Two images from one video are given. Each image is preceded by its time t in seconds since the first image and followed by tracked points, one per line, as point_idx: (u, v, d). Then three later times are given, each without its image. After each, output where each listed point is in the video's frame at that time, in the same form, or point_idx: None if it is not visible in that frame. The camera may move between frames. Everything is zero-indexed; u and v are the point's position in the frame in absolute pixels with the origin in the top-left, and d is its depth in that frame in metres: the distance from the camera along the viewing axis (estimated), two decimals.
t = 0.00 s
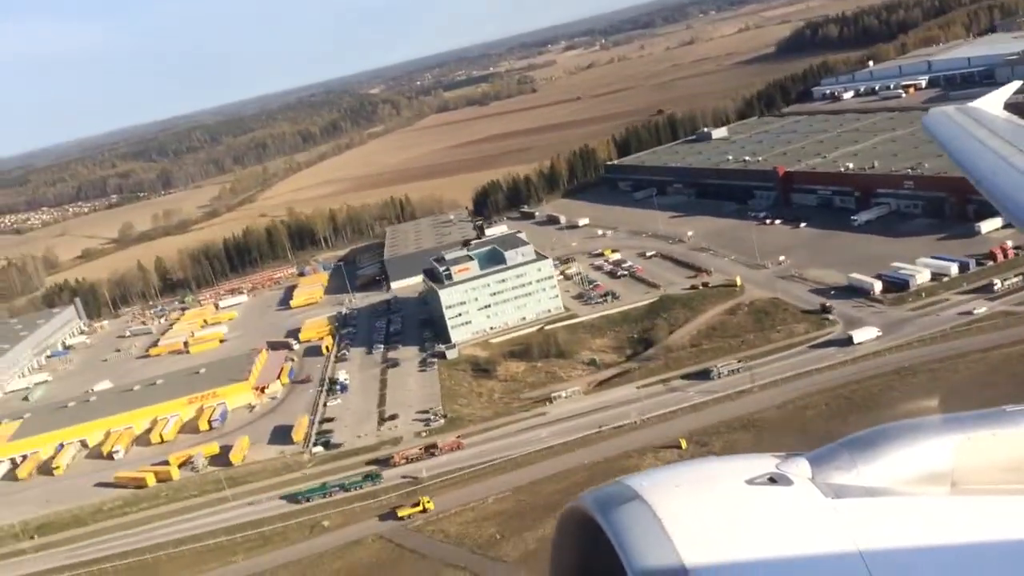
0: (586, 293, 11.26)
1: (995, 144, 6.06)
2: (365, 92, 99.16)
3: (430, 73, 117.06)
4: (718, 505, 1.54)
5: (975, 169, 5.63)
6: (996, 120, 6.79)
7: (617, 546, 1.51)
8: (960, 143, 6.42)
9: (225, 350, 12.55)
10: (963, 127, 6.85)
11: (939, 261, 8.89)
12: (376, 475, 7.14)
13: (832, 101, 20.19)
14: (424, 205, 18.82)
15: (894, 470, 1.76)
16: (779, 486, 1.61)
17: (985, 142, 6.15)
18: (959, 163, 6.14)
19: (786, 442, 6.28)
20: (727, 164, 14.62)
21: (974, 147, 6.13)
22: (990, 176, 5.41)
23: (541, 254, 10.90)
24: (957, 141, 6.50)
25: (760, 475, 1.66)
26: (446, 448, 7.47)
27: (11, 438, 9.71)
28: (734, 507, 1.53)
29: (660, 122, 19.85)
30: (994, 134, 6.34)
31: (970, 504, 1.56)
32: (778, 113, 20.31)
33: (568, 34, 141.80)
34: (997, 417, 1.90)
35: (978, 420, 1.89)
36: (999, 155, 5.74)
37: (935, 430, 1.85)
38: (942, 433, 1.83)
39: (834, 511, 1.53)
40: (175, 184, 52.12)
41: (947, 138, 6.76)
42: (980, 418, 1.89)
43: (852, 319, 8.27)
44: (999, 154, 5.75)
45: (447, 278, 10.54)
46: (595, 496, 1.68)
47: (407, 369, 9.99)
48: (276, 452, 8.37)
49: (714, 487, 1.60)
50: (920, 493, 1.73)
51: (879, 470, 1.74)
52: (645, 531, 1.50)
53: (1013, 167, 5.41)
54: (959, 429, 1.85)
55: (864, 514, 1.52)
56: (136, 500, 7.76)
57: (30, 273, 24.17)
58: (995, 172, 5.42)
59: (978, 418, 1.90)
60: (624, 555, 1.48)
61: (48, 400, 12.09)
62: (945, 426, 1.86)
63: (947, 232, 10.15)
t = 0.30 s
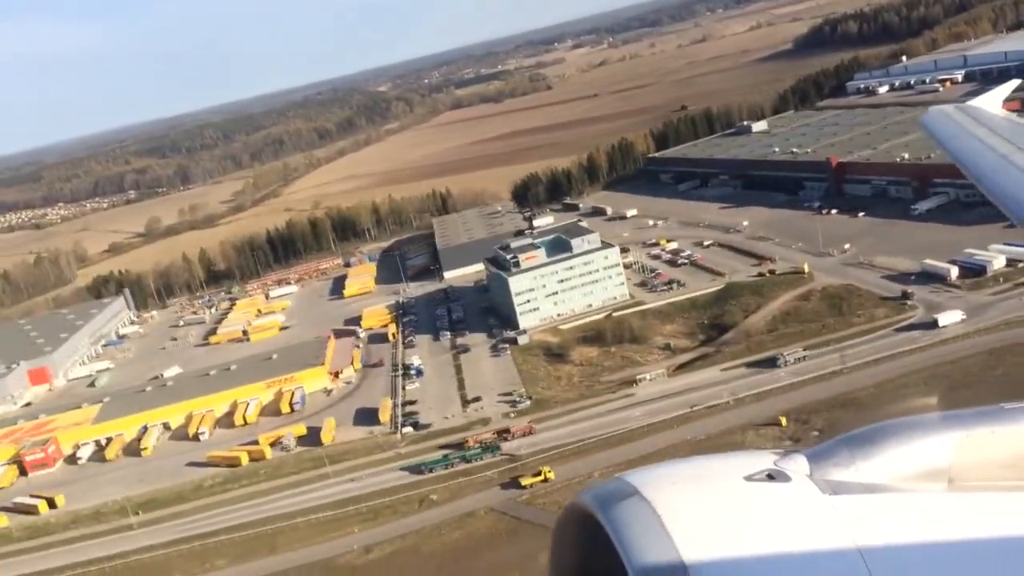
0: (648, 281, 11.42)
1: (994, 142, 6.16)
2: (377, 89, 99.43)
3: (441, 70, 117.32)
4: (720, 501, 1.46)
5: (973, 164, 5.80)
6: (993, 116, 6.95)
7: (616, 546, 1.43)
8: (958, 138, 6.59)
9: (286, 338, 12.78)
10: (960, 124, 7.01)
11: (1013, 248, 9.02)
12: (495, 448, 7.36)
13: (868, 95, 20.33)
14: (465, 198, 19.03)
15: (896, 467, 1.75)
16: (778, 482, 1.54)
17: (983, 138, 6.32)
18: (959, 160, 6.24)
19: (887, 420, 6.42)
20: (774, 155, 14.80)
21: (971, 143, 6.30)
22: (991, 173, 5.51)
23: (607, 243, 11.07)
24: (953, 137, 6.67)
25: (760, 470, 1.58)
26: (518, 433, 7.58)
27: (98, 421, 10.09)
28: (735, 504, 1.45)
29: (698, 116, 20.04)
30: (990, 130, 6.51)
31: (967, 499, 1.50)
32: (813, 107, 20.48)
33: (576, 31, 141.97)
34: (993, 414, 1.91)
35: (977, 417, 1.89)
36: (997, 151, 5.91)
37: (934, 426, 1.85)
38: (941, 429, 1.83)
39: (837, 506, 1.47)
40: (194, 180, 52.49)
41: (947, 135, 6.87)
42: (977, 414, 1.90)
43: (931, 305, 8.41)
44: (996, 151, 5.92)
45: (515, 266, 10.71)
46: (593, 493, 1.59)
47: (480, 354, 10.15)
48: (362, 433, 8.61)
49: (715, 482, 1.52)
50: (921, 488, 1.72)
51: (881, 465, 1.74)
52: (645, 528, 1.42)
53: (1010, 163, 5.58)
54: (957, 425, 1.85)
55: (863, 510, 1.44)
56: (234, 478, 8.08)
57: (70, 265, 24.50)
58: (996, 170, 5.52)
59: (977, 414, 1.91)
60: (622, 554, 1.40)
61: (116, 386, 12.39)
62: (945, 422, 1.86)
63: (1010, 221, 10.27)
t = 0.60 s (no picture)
0: (709, 269, 11.57)
1: (994, 140, 6.33)
2: (390, 86, 99.52)
3: (451, 68, 117.38)
4: (719, 502, 1.67)
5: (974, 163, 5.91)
6: (992, 117, 7.07)
7: (617, 541, 1.64)
8: (957, 139, 6.71)
9: (346, 327, 12.98)
10: (959, 124, 7.13)
11: None
12: (608, 425, 7.51)
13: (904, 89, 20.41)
14: (505, 191, 19.21)
15: (896, 466, 1.93)
16: (778, 481, 1.76)
17: (983, 138, 6.43)
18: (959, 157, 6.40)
19: (982, 399, 6.56)
20: (821, 146, 14.93)
21: (971, 142, 6.41)
22: (992, 171, 5.64)
23: (670, 231, 11.18)
24: (954, 137, 6.78)
25: (760, 472, 1.80)
26: (588, 418, 7.88)
27: (174, 406, 10.23)
28: (736, 504, 1.66)
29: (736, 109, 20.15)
30: (990, 130, 6.64)
31: (971, 500, 1.70)
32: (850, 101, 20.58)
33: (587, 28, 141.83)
34: (995, 413, 2.07)
35: (978, 416, 2.06)
36: (996, 150, 6.04)
37: (938, 428, 2.02)
38: (942, 431, 2.00)
39: (833, 507, 1.67)
40: (213, 176, 52.67)
41: (949, 131, 7.04)
42: (983, 415, 2.06)
43: (1007, 290, 8.53)
44: (995, 150, 6.04)
45: (580, 254, 10.87)
46: (597, 493, 1.81)
47: (550, 341, 10.33)
48: (446, 416, 8.81)
49: (713, 484, 1.74)
50: (922, 486, 1.89)
51: (881, 465, 1.92)
52: (645, 527, 1.63)
53: (1011, 161, 5.70)
54: (959, 426, 2.02)
55: (862, 510, 1.65)
56: (326, 459, 8.28)
57: (101, 258, 24.69)
58: (997, 167, 5.66)
59: (981, 414, 2.08)
60: (623, 548, 1.61)
61: (181, 374, 12.59)
62: (947, 423, 2.03)
63: None
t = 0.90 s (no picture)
0: (768, 260, 11.77)
1: (995, 138, 6.25)
2: (399, 84, 99.78)
3: (460, 67, 117.47)
4: (718, 500, 1.76)
5: (976, 161, 5.84)
6: (993, 115, 7.00)
7: (618, 538, 1.74)
8: (956, 137, 6.66)
9: (403, 317, 13.20)
10: (959, 122, 7.06)
11: None
12: (715, 401, 7.73)
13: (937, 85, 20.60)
14: (544, 185, 19.40)
15: (893, 465, 2.02)
16: (777, 479, 1.85)
17: (985, 135, 6.38)
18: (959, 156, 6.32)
19: None
20: (866, 140, 15.09)
21: (972, 141, 6.36)
22: (992, 169, 5.56)
23: (730, 221, 11.39)
24: (955, 134, 6.73)
25: (758, 469, 1.90)
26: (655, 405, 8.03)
27: (248, 392, 10.47)
28: (737, 503, 1.74)
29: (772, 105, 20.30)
30: (992, 127, 6.58)
31: (967, 499, 1.79)
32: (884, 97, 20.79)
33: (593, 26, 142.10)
34: (992, 411, 2.16)
35: (974, 415, 2.14)
36: (998, 148, 5.97)
37: (934, 426, 2.12)
38: (937, 429, 2.10)
39: (831, 507, 1.74)
40: (229, 171, 52.84)
41: (948, 130, 6.97)
42: (978, 414, 2.15)
43: None
44: (998, 147, 5.96)
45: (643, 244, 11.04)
46: (599, 492, 1.90)
47: (616, 329, 10.52)
48: (525, 400, 9.00)
49: (713, 483, 1.82)
50: (920, 484, 1.98)
51: (877, 462, 2.01)
52: (645, 525, 1.72)
53: (1011, 159, 5.63)
54: (954, 423, 2.11)
55: (862, 509, 1.73)
56: (415, 440, 8.52)
57: (133, 252, 24.83)
58: (997, 166, 5.58)
59: (977, 413, 2.16)
60: (624, 546, 1.70)
61: (243, 363, 12.82)
62: (942, 421, 2.12)
63: None
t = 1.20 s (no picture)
0: (825, 251, 11.87)
1: (994, 137, 5.64)
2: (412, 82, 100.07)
3: (470, 66, 117.58)
4: (718, 498, 1.64)
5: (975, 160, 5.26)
6: (996, 112, 6.46)
7: (616, 537, 1.62)
8: (954, 135, 6.13)
9: (457, 308, 13.35)
10: (958, 119, 6.53)
11: None
12: (819, 381, 7.83)
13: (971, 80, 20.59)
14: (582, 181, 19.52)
15: (894, 463, 1.86)
16: (777, 478, 1.72)
17: (983, 133, 5.83)
18: (956, 156, 5.72)
19: None
20: (911, 134, 15.15)
21: (971, 139, 5.80)
22: (991, 169, 4.96)
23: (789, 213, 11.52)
24: (953, 133, 6.19)
25: (759, 466, 1.77)
26: (719, 397, 8.07)
27: (319, 380, 10.64)
28: (739, 499, 1.64)
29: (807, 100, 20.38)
30: (993, 124, 6.06)
31: (964, 498, 1.64)
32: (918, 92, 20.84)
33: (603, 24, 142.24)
34: (997, 409, 1.98)
35: (979, 414, 1.97)
36: (998, 146, 5.42)
37: (935, 422, 1.95)
38: (939, 425, 1.93)
39: (834, 506, 1.62)
40: (248, 168, 53.14)
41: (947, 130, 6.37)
42: (980, 411, 1.98)
43: None
44: (998, 145, 5.42)
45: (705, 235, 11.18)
46: (598, 490, 1.78)
47: (682, 318, 10.63)
48: (601, 386, 9.15)
49: (713, 479, 1.71)
50: (922, 483, 1.82)
51: (879, 462, 1.85)
52: (644, 523, 1.60)
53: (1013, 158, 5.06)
54: (957, 419, 1.94)
55: (861, 507, 1.60)
56: (499, 425, 8.70)
57: (165, 248, 24.94)
58: (998, 165, 4.97)
59: (979, 411, 1.99)
60: (623, 545, 1.58)
61: (302, 352, 12.99)
62: (945, 418, 1.95)
63: None
